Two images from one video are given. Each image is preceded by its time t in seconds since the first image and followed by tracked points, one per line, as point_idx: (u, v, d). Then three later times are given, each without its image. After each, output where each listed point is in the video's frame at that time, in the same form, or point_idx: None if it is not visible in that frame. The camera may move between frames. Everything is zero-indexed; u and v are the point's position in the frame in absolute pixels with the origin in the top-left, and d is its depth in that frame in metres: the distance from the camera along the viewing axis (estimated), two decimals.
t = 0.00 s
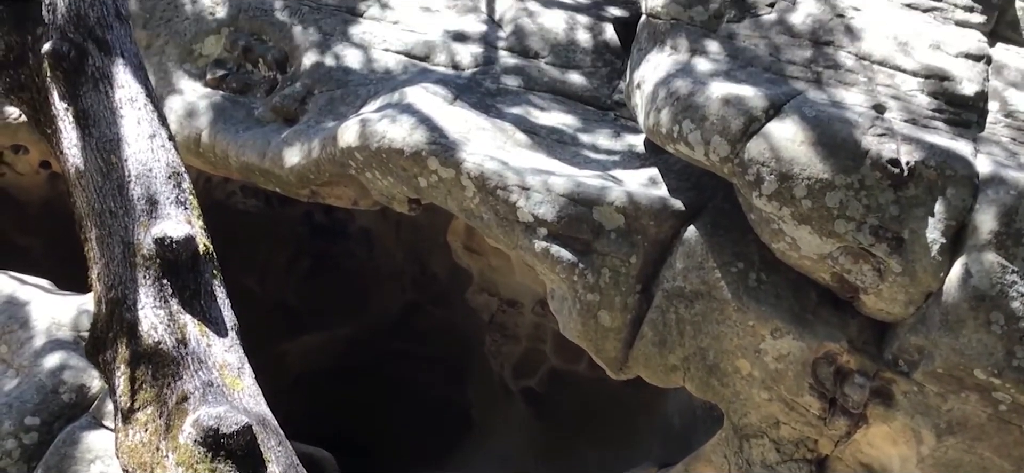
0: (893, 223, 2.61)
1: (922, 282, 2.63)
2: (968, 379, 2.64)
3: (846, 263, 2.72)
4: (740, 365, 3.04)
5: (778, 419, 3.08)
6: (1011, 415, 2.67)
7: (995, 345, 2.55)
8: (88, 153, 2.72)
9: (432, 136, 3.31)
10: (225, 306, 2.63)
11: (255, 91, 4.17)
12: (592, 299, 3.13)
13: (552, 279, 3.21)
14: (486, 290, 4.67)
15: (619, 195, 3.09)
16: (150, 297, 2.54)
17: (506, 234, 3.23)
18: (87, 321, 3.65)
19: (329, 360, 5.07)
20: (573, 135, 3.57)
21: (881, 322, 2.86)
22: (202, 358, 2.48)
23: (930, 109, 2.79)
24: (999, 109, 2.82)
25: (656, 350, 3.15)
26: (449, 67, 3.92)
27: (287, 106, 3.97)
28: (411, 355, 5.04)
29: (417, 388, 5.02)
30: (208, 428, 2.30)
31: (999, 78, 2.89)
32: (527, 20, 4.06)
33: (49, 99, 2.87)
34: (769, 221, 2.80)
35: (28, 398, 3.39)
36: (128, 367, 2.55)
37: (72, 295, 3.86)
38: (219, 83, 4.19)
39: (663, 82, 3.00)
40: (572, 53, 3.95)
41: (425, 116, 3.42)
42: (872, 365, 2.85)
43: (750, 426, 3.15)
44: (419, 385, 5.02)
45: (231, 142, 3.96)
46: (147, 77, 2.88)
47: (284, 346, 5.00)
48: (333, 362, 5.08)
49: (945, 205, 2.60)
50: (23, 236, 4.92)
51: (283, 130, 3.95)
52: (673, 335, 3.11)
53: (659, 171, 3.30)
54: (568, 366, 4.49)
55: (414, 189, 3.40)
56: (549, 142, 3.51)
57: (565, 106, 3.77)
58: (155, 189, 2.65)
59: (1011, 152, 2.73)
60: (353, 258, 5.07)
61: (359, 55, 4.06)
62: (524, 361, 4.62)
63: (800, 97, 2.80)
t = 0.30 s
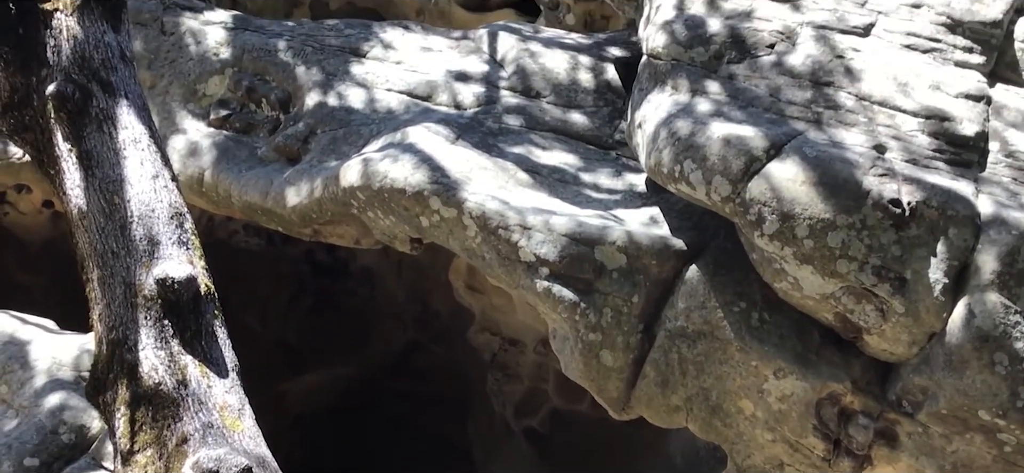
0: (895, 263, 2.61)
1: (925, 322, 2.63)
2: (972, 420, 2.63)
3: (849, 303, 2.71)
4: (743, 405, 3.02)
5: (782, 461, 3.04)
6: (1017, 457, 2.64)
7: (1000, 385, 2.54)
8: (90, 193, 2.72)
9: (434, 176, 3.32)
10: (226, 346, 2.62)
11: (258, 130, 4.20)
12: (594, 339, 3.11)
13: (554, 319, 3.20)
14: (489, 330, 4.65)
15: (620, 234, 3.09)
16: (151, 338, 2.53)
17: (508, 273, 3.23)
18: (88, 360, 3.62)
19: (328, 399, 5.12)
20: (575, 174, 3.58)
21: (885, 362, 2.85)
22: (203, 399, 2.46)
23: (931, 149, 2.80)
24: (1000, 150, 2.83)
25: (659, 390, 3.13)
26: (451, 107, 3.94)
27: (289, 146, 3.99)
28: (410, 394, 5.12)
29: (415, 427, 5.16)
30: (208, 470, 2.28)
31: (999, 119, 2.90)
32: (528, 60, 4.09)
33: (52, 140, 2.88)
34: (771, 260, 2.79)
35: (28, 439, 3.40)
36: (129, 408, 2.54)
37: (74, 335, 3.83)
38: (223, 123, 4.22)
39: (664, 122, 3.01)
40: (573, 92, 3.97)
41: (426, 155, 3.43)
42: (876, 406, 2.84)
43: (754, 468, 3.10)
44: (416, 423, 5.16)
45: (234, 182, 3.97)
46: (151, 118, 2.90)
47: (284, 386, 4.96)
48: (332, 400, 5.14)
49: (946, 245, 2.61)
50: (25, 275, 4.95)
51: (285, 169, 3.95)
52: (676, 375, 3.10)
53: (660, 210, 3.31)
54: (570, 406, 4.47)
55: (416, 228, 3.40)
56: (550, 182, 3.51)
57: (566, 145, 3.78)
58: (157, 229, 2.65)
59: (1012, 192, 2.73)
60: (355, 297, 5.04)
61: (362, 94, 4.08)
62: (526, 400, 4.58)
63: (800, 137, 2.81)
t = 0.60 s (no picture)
0: (901, 300, 2.60)
1: (932, 359, 2.62)
2: (981, 458, 2.61)
3: (855, 340, 2.70)
4: (749, 443, 3.00)
5: None
6: None
7: (1008, 422, 2.53)
8: (96, 230, 2.73)
9: (438, 212, 3.33)
10: (230, 384, 2.60)
11: (264, 166, 4.21)
12: (598, 376, 3.09)
13: (558, 356, 3.18)
14: (492, 365, 4.60)
15: (625, 270, 3.09)
16: (155, 376, 2.53)
17: (512, 310, 3.21)
18: (90, 397, 3.59)
19: (331, 435, 5.06)
20: (579, 210, 3.59)
21: (891, 399, 2.85)
22: (205, 437, 2.45)
23: (934, 186, 2.80)
24: (1004, 186, 2.82)
25: (665, 426, 3.10)
26: (456, 143, 3.96)
27: (294, 182, 4.00)
28: (414, 430, 5.11)
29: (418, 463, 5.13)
30: None
31: (1003, 156, 2.89)
32: (532, 96, 4.10)
33: (59, 178, 2.89)
34: (776, 297, 2.78)
35: None
36: (131, 446, 2.56)
37: (78, 371, 3.83)
38: (228, 159, 4.24)
39: (668, 159, 3.02)
40: (577, 128, 3.99)
41: (431, 192, 3.44)
42: (883, 444, 2.84)
43: None
44: (420, 459, 5.13)
45: (239, 218, 3.98)
46: (157, 155, 2.91)
47: (287, 422, 4.90)
48: (335, 437, 5.09)
49: (952, 282, 2.60)
50: (29, 311, 4.94)
51: (290, 205, 3.96)
52: (681, 412, 3.08)
53: (665, 246, 3.31)
54: (575, 443, 4.48)
55: (420, 263, 3.39)
56: (555, 218, 3.51)
57: (570, 181, 3.78)
58: (162, 266, 2.65)
59: (1017, 229, 2.73)
60: (359, 333, 5.05)
61: (367, 130, 4.10)
62: (531, 436, 4.59)
63: (804, 174, 2.81)
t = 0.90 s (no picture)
0: (906, 330, 2.60)
1: (938, 390, 2.61)
2: None
3: (861, 370, 2.68)
4: None
5: None
6: None
7: (1015, 454, 2.52)
8: (101, 261, 2.72)
9: (442, 242, 3.34)
10: (233, 415, 2.60)
11: (268, 196, 4.23)
12: (603, 406, 3.08)
13: (562, 386, 3.17)
14: (497, 394, 4.55)
15: (629, 300, 3.09)
16: (158, 407, 2.52)
17: (516, 340, 3.20)
18: (93, 427, 3.57)
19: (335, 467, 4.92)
20: (583, 239, 3.59)
21: (897, 429, 2.88)
22: (209, 468, 2.44)
23: (939, 216, 2.80)
24: (1007, 216, 2.83)
25: (670, 457, 3.07)
26: (460, 172, 3.97)
27: (299, 211, 4.01)
28: (420, 458, 4.94)
29: None
30: None
31: (1007, 186, 2.90)
32: (536, 125, 4.12)
33: (64, 208, 2.90)
34: (781, 327, 2.77)
35: None
36: None
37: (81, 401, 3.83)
38: (233, 189, 4.25)
39: (672, 189, 3.02)
40: (581, 157, 4.00)
41: (436, 221, 3.45)
42: None
43: None
44: None
45: (243, 247, 3.98)
46: (162, 185, 2.92)
47: (289, 452, 4.93)
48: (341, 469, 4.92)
49: (957, 312, 2.60)
50: (33, 341, 4.93)
51: (294, 235, 3.97)
52: (687, 443, 3.04)
53: (668, 275, 3.31)
54: None
55: (424, 293, 3.39)
56: (559, 247, 3.52)
57: (574, 210, 3.79)
58: (167, 297, 2.65)
59: (1022, 258, 2.73)
60: (362, 361, 5.06)
61: (371, 160, 4.11)
62: (537, 465, 4.50)
63: (808, 204, 2.81)
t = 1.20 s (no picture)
0: (911, 366, 2.59)
1: (944, 426, 2.59)
2: None
3: (867, 406, 2.68)
4: None
5: None
6: None
7: None
8: (104, 297, 2.72)
9: (446, 276, 3.34)
10: (236, 452, 2.58)
11: (272, 230, 4.23)
12: (607, 442, 3.06)
13: (565, 422, 3.15)
14: (500, 430, 4.54)
15: (632, 335, 3.08)
16: (161, 444, 2.50)
17: (519, 376, 3.19)
18: (94, 463, 3.58)
19: None
20: (586, 274, 3.59)
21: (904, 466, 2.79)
22: None
23: (943, 250, 2.80)
24: (1011, 251, 2.83)
25: None
26: (463, 207, 3.98)
27: (302, 246, 4.01)
28: None
29: None
30: None
31: (1010, 220, 2.90)
32: (540, 160, 4.14)
33: (68, 245, 2.90)
34: (786, 362, 2.77)
35: None
36: None
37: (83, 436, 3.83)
38: (237, 224, 4.26)
39: (675, 224, 3.03)
40: (585, 192, 4.01)
41: (439, 256, 3.46)
42: None
43: None
44: None
45: (246, 282, 3.99)
46: (166, 222, 2.93)
47: None
48: None
49: (962, 348, 2.59)
50: (37, 376, 4.92)
51: (297, 270, 3.97)
52: None
53: (672, 310, 3.31)
54: None
55: (427, 328, 3.38)
56: (562, 282, 3.52)
57: (577, 245, 3.79)
58: (169, 333, 2.64)
59: None
60: (365, 395, 5.02)
61: (375, 195, 4.12)
62: None
63: (811, 239, 2.81)
